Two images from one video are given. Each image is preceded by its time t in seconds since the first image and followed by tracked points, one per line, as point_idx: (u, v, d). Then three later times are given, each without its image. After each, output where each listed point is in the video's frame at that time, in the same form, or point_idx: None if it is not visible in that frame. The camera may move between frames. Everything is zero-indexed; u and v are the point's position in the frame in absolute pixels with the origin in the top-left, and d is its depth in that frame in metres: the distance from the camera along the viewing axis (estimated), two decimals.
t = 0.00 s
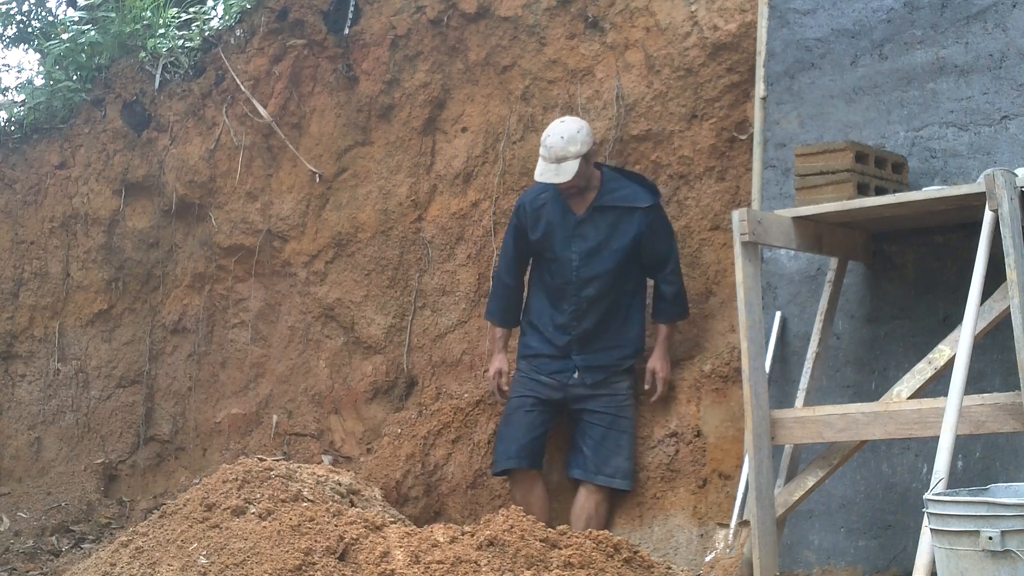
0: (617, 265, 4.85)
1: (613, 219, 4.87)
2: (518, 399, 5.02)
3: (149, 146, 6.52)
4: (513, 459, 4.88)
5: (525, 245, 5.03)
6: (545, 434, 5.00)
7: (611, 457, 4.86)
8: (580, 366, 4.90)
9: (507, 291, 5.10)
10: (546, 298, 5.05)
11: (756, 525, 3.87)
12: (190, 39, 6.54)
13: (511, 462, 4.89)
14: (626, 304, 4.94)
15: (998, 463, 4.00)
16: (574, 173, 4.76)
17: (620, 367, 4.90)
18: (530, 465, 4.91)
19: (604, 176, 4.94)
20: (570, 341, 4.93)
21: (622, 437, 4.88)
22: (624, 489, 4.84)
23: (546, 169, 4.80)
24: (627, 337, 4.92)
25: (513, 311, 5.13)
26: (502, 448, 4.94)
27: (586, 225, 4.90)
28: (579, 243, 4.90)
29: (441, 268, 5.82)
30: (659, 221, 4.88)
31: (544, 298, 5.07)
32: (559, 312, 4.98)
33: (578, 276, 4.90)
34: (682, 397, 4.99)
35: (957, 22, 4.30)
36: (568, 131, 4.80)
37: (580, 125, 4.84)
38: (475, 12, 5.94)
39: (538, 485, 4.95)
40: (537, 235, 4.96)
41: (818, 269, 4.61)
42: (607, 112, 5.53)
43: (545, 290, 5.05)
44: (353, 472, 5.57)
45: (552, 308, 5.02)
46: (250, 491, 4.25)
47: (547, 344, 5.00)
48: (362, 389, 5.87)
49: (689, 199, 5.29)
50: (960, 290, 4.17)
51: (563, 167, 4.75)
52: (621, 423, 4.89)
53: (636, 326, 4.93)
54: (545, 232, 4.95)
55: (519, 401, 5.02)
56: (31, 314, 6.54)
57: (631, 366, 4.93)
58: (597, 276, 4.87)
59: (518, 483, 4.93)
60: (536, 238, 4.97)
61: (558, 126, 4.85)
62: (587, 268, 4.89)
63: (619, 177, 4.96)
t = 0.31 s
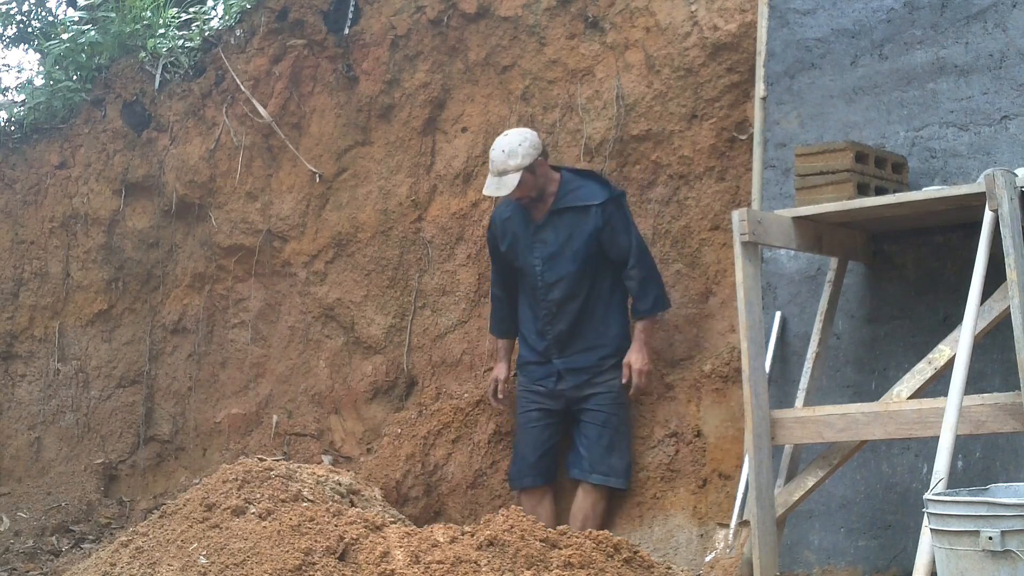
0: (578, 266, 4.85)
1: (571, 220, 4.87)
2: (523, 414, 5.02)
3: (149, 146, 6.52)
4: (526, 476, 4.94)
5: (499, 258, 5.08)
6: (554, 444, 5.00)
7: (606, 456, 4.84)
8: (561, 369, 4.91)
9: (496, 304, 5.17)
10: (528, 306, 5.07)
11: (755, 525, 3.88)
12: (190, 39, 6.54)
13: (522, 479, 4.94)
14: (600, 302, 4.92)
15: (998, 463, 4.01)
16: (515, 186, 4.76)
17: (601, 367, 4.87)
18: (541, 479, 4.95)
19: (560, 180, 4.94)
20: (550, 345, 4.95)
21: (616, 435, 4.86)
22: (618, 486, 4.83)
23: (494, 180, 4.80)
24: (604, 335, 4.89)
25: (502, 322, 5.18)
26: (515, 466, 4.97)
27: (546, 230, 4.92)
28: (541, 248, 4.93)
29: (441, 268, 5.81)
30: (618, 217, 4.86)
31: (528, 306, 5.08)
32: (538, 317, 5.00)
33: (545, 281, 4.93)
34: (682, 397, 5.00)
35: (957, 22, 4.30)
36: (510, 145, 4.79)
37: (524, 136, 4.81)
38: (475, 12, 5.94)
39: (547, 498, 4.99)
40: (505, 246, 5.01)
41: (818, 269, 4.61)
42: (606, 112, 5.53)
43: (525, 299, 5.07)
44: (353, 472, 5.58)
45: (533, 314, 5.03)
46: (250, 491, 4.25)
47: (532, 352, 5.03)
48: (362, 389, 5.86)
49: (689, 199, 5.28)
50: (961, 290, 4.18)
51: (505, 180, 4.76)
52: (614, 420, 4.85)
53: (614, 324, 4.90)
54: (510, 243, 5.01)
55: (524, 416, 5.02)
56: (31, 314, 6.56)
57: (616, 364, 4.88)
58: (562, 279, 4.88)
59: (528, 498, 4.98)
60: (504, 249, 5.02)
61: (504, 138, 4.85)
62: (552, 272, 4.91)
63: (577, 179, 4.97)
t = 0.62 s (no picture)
0: (566, 259, 4.86)
1: (559, 215, 4.89)
2: (521, 415, 5.03)
3: (149, 146, 6.52)
4: (522, 476, 4.94)
5: (494, 257, 5.13)
6: (554, 445, 4.98)
7: (590, 443, 4.79)
8: (555, 363, 4.91)
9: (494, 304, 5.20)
10: (524, 305, 5.08)
11: (755, 525, 3.88)
12: (190, 39, 6.55)
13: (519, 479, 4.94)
14: (592, 295, 4.90)
15: (998, 463, 4.00)
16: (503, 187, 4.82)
17: (592, 359, 4.85)
18: (537, 478, 4.93)
19: (548, 177, 4.95)
20: (544, 341, 4.96)
21: (600, 422, 4.80)
22: (605, 473, 4.74)
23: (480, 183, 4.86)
24: (596, 327, 4.88)
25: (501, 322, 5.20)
26: (512, 466, 4.98)
27: (534, 227, 4.95)
28: (530, 244, 4.95)
29: (441, 268, 5.81)
30: (606, 210, 4.86)
31: (523, 305, 5.09)
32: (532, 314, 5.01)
33: (535, 276, 4.95)
34: (682, 397, 4.99)
35: (957, 22, 4.30)
36: (494, 146, 4.84)
37: (507, 137, 4.86)
38: (475, 12, 5.94)
39: (549, 497, 4.97)
40: (497, 246, 5.06)
41: (818, 269, 4.61)
42: (606, 112, 5.53)
43: (520, 296, 5.09)
44: (353, 472, 5.58)
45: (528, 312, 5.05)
46: (250, 491, 4.25)
47: (528, 349, 5.05)
48: (362, 389, 5.86)
49: (689, 199, 5.28)
50: (961, 290, 4.17)
51: (493, 182, 4.82)
52: (597, 407, 4.80)
53: (607, 316, 4.88)
54: (503, 242, 5.04)
55: (521, 417, 5.02)
56: (31, 314, 6.56)
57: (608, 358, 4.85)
58: (551, 273, 4.90)
59: (528, 498, 4.98)
60: (497, 249, 5.07)
61: (487, 142, 4.91)
62: (541, 267, 4.93)
63: (565, 175, 4.97)
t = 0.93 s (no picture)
0: (584, 261, 4.88)
1: (581, 218, 4.92)
2: (529, 414, 5.04)
3: (149, 146, 6.52)
4: (527, 475, 4.95)
5: (512, 256, 5.15)
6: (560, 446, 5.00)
7: (608, 450, 4.85)
8: (564, 363, 4.95)
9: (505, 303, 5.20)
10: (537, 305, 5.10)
11: (755, 525, 3.88)
12: (190, 39, 6.54)
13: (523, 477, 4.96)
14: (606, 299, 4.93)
15: (998, 463, 4.00)
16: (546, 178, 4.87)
17: (602, 362, 4.89)
18: (541, 477, 4.95)
19: (575, 181, 4.99)
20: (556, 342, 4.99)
21: (617, 429, 4.86)
22: (620, 480, 4.81)
23: (520, 179, 4.88)
24: (608, 331, 4.90)
25: (506, 320, 5.20)
26: (516, 463, 5.00)
27: (556, 227, 4.98)
28: (550, 244, 4.98)
29: (441, 268, 5.81)
30: (628, 216, 4.87)
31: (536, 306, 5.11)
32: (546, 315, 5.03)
33: (552, 275, 4.97)
34: (682, 397, 5.00)
35: (957, 22, 4.30)
36: (531, 140, 4.89)
37: (539, 132, 4.94)
38: (475, 12, 5.93)
39: (553, 499, 4.99)
40: (517, 244, 5.09)
41: (818, 269, 4.61)
42: (607, 112, 5.53)
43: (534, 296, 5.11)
44: (353, 472, 5.58)
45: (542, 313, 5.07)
46: (250, 491, 4.25)
47: (539, 348, 5.07)
48: (362, 389, 5.86)
49: (689, 199, 5.28)
50: (960, 290, 4.18)
51: (537, 173, 4.85)
52: (614, 415, 4.87)
53: (620, 323, 4.90)
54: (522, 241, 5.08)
55: (529, 416, 5.03)
56: (31, 314, 6.56)
57: (620, 361, 4.90)
58: (568, 273, 4.92)
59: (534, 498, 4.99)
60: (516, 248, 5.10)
61: (518, 140, 4.95)
62: (559, 268, 4.95)
63: (591, 180, 5.01)
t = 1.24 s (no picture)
0: (611, 260, 4.89)
1: (611, 219, 4.93)
2: (536, 409, 5.02)
3: (149, 146, 6.52)
4: (532, 471, 4.94)
5: (535, 251, 5.15)
6: (565, 443, 4.99)
7: (612, 450, 4.85)
8: (576, 358, 4.95)
9: (522, 296, 5.17)
10: (555, 303, 5.10)
11: (755, 525, 3.88)
12: (190, 39, 6.54)
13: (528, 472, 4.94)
14: (622, 301, 4.93)
15: (998, 463, 4.01)
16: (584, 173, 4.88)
17: (614, 362, 4.89)
18: (546, 473, 4.95)
19: (610, 186, 4.99)
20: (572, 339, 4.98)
21: (623, 430, 4.86)
22: (626, 480, 4.82)
23: (558, 172, 4.89)
24: (620, 331, 4.90)
25: (521, 315, 5.16)
26: (520, 457, 4.99)
27: (586, 226, 4.99)
28: (578, 242, 4.99)
29: (441, 268, 5.81)
30: (655, 223, 4.88)
31: (552, 303, 5.11)
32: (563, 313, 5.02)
33: (575, 270, 4.97)
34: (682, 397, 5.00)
35: (957, 22, 4.31)
36: (571, 135, 4.91)
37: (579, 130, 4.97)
38: (475, 12, 5.93)
39: (556, 497, 4.98)
40: (544, 240, 5.10)
41: (818, 269, 4.61)
42: (607, 112, 5.52)
43: (551, 290, 5.11)
44: (353, 472, 5.58)
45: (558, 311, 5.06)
46: (250, 491, 4.25)
47: (552, 344, 5.06)
48: (362, 389, 5.86)
49: (689, 199, 5.28)
50: (960, 290, 4.18)
51: (575, 167, 4.86)
52: (621, 415, 4.87)
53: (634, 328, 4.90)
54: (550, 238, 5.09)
55: (536, 411, 5.02)
56: (31, 314, 6.55)
57: (628, 364, 4.90)
58: (593, 270, 4.93)
59: (539, 496, 4.98)
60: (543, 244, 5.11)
61: (558, 135, 4.95)
62: (583, 266, 4.95)
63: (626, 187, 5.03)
